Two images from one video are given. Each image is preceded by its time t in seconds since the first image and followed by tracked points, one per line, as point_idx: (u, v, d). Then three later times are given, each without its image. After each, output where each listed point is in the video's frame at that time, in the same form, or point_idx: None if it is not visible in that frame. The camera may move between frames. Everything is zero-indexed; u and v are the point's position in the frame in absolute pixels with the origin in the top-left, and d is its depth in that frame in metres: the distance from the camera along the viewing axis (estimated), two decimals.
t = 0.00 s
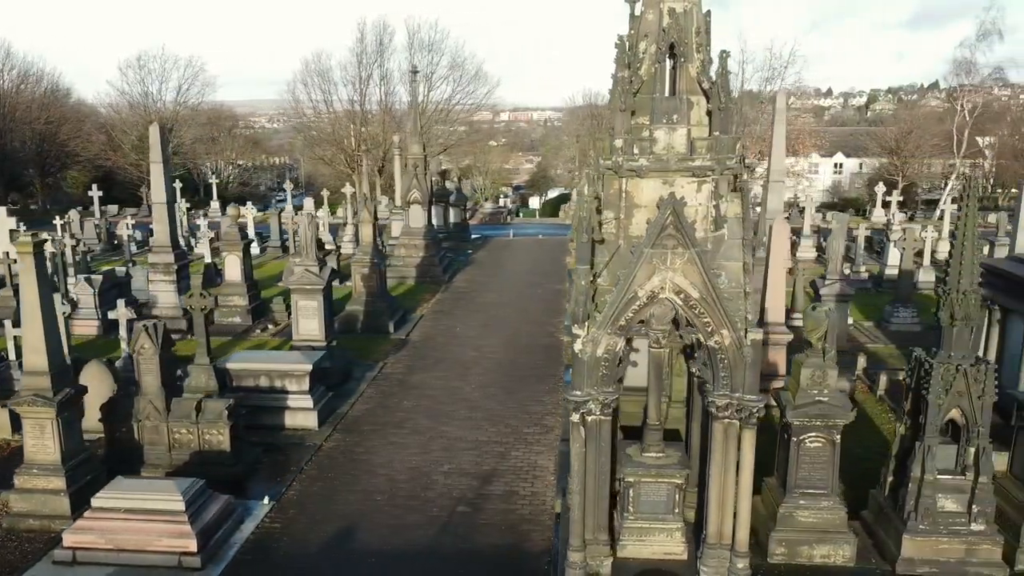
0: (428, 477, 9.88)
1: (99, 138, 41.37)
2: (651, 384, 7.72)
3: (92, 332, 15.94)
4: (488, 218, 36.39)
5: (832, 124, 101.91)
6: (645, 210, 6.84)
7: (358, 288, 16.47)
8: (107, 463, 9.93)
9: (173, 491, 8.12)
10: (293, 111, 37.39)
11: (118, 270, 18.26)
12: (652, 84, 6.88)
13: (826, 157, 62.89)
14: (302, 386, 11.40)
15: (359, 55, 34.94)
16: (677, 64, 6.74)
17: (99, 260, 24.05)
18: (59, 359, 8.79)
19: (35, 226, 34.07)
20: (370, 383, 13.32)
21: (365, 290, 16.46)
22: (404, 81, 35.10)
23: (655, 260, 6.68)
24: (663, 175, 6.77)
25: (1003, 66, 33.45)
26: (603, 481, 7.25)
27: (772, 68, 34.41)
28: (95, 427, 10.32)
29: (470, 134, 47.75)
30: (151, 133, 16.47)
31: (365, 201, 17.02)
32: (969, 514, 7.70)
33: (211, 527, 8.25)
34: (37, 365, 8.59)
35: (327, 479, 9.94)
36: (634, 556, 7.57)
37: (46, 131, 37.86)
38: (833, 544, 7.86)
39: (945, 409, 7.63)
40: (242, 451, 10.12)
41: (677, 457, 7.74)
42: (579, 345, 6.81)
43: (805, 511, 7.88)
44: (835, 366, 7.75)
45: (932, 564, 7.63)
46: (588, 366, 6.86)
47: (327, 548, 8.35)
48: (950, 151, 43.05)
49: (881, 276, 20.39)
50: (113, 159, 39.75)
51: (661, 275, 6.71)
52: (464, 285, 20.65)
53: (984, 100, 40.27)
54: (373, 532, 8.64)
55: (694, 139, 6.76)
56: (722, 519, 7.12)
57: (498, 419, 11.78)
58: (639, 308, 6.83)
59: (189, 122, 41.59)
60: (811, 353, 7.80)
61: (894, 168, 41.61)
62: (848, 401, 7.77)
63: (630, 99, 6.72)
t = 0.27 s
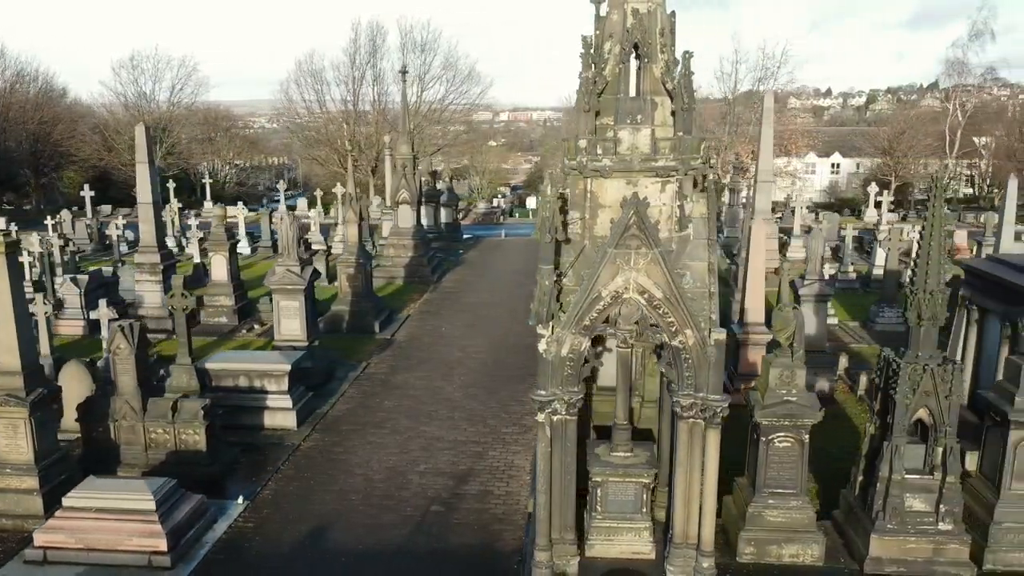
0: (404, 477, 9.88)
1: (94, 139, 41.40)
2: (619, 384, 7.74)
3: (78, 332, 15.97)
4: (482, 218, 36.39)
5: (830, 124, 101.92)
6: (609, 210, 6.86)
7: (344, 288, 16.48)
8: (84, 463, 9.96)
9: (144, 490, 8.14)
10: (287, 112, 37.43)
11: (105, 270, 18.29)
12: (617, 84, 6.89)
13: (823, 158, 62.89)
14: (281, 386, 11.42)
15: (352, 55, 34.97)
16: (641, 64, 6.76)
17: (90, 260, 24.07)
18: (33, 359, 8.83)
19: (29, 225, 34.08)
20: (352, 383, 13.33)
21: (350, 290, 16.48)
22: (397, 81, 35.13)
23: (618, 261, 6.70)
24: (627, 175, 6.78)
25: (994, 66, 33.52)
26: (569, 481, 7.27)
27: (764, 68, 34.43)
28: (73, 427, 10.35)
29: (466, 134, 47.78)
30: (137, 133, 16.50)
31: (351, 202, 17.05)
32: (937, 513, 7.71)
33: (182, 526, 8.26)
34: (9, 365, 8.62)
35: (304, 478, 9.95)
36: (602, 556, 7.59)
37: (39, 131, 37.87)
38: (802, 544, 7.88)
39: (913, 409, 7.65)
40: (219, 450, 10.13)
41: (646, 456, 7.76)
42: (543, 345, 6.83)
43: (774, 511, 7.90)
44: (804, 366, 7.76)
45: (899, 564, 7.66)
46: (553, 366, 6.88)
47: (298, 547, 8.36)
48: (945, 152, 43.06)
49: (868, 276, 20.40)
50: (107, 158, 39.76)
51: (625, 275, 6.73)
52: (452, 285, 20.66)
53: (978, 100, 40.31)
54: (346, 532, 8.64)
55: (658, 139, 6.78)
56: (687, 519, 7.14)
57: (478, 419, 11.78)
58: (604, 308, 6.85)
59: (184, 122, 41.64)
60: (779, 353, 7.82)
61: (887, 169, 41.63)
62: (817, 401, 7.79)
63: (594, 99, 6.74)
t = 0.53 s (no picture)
0: (379, 476, 9.90)
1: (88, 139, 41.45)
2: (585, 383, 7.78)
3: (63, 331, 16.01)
4: (475, 218, 36.43)
5: (829, 124, 101.95)
6: (571, 210, 6.90)
7: (329, 288, 16.49)
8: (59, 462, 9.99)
9: (113, 489, 8.17)
10: (280, 112, 37.48)
11: (92, 270, 18.34)
12: (579, 84, 6.92)
13: (820, 158, 62.94)
14: (259, 386, 11.45)
15: (345, 55, 35.03)
16: (602, 65, 6.78)
17: (80, 260, 24.13)
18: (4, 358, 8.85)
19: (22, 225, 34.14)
20: (334, 383, 13.34)
21: (335, 290, 16.49)
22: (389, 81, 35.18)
23: (580, 260, 6.74)
24: (588, 175, 6.81)
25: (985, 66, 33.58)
26: (533, 480, 7.31)
27: (756, 68, 34.47)
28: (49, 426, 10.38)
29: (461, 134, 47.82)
30: (122, 133, 16.53)
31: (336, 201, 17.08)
32: (902, 512, 7.74)
33: (152, 525, 8.28)
34: None
35: (279, 476, 9.97)
36: (569, 554, 7.62)
37: (32, 131, 37.92)
38: (767, 542, 7.91)
39: (878, 408, 7.67)
40: (194, 450, 10.15)
41: (612, 455, 7.79)
42: (506, 344, 6.86)
43: (740, 510, 7.93)
44: (770, 366, 7.79)
45: (865, 562, 7.69)
46: (515, 365, 6.91)
47: (268, 546, 8.37)
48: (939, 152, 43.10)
49: (855, 277, 20.43)
50: (101, 158, 39.81)
51: (586, 275, 6.76)
52: (440, 285, 20.68)
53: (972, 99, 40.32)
54: (316, 530, 8.66)
55: (620, 139, 6.80)
56: (650, 518, 7.18)
57: (456, 418, 11.81)
58: (566, 308, 6.87)
59: (179, 123, 41.69)
60: (746, 352, 7.85)
61: (880, 169, 41.66)
62: (783, 400, 7.81)
63: (556, 100, 6.78)
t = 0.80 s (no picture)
0: (352, 476, 9.96)
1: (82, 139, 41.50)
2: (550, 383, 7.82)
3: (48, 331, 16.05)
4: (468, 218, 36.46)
5: (827, 124, 101.99)
6: (532, 211, 6.93)
7: (313, 288, 16.53)
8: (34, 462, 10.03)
9: (83, 488, 8.21)
10: (273, 112, 37.54)
11: (79, 270, 18.40)
12: (539, 85, 6.95)
13: (816, 158, 62.98)
14: (237, 386, 11.49)
15: (337, 55, 35.06)
16: (562, 66, 6.82)
17: (69, 260, 24.17)
18: None
19: (14, 225, 34.18)
20: (314, 382, 13.38)
21: (319, 290, 16.53)
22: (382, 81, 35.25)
23: (540, 261, 6.77)
24: (548, 176, 6.84)
25: (976, 66, 33.64)
26: (497, 479, 7.34)
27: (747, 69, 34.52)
28: (25, 426, 10.42)
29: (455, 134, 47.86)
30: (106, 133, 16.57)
31: (320, 202, 17.12)
32: (866, 511, 7.78)
33: (121, 524, 8.32)
34: None
35: (252, 476, 10.01)
36: (533, 553, 7.65)
37: (25, 131, 37.97)
38: (733, 541, 7.94)
39: (841, 407, 7.70)
40: (169, 449, 10.20)
41: (577, 455, 7.82)
42: (467, 344, 6.89)
43: (706, 509, 7.96)
44: (734, 366, 7.82)
45: (829, 561, 7.72)
46: (477, 365, 6.94)
47: (238, 546, 8.42)
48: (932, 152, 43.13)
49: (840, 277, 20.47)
50: (94, 159, 39.87)
51: (546, 275, 6.79)
52: (427, 285, 20.72)
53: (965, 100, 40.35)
54: (287, 530, 8.71)
55: (580, 140, 6.84)
56: (612, 517, 7.21)
57: (434, 418, 11.85)
58: (526, 307, 6.91)
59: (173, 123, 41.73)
60: (711, 352, 7.88)
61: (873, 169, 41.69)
62: (747, 399, 7.84)
63: (517, 101, 6.80)
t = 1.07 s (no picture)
0: (325, 475, 9.98)
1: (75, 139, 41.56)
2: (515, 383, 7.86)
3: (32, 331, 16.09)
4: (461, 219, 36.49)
5: (825, 124, 101.97)
6: (492, 212, 6.96)
7: (297, 288, 16.56)
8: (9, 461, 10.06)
9: (51, 488, 8.23)
10: (267, 112, 37.58)
11: (65, 270, 18.44)
12: (500, 86, 6.98)
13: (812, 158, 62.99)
14: (214, 386, 11.51)
15: (330, 56, 35.10)
16: (521, 67, 6.85)
17: (59, 260, 24.21)
18: None
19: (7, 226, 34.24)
20: (294, 382, 13.41)
21: (303, 290, 16.56)
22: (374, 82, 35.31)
23: (499, 261, 6.80)
24: (508, 176, 6.87)
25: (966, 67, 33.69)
26: (459, 479, 7.37)
27: (739, 69, 34.53)
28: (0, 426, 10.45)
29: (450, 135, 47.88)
30: (91, 134, 16.60)
31: (304, 202, 17.15)
32: (829, 511, 7.81)
33: (90, 523, 8.35)
34: None
35: (226, 475, 10.03)
36: (498, 552, 7.69)
37: (19, 131, 38.03)
38: (698, 541, 7.97)
39: (805, 407, 7.73)
40: (143, 449, 10.23)
41: (542, 454, 7.86)
42: (427, 344, 6.92)
43: (671, 508, 8.01)
44: (699, 365, 7.85)
45: (792, 561, 7.75)
46: (438, 365, 6.98)
47: (207, 545, 8.45)
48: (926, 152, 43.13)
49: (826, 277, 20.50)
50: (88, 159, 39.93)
51: (506, 275, 6.82)
52: (414, 285, 20.76)
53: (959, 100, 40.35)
54: (257, 529, 8.74)
55: (539, 141, 6.87)
56: (574, 516, 7.24)
57: (411, 418, 11.88)
58: (487, 308, 6.94)
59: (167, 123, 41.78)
60: (675, 352, 7.91)
61: (867, 169, 41.69)
62: (712, 399, 7.87)
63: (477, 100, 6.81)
